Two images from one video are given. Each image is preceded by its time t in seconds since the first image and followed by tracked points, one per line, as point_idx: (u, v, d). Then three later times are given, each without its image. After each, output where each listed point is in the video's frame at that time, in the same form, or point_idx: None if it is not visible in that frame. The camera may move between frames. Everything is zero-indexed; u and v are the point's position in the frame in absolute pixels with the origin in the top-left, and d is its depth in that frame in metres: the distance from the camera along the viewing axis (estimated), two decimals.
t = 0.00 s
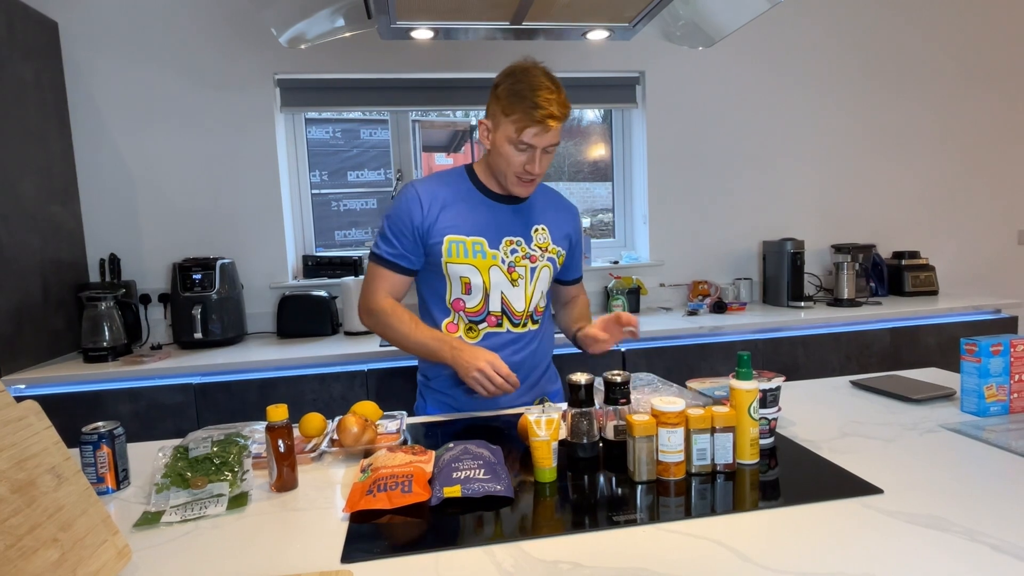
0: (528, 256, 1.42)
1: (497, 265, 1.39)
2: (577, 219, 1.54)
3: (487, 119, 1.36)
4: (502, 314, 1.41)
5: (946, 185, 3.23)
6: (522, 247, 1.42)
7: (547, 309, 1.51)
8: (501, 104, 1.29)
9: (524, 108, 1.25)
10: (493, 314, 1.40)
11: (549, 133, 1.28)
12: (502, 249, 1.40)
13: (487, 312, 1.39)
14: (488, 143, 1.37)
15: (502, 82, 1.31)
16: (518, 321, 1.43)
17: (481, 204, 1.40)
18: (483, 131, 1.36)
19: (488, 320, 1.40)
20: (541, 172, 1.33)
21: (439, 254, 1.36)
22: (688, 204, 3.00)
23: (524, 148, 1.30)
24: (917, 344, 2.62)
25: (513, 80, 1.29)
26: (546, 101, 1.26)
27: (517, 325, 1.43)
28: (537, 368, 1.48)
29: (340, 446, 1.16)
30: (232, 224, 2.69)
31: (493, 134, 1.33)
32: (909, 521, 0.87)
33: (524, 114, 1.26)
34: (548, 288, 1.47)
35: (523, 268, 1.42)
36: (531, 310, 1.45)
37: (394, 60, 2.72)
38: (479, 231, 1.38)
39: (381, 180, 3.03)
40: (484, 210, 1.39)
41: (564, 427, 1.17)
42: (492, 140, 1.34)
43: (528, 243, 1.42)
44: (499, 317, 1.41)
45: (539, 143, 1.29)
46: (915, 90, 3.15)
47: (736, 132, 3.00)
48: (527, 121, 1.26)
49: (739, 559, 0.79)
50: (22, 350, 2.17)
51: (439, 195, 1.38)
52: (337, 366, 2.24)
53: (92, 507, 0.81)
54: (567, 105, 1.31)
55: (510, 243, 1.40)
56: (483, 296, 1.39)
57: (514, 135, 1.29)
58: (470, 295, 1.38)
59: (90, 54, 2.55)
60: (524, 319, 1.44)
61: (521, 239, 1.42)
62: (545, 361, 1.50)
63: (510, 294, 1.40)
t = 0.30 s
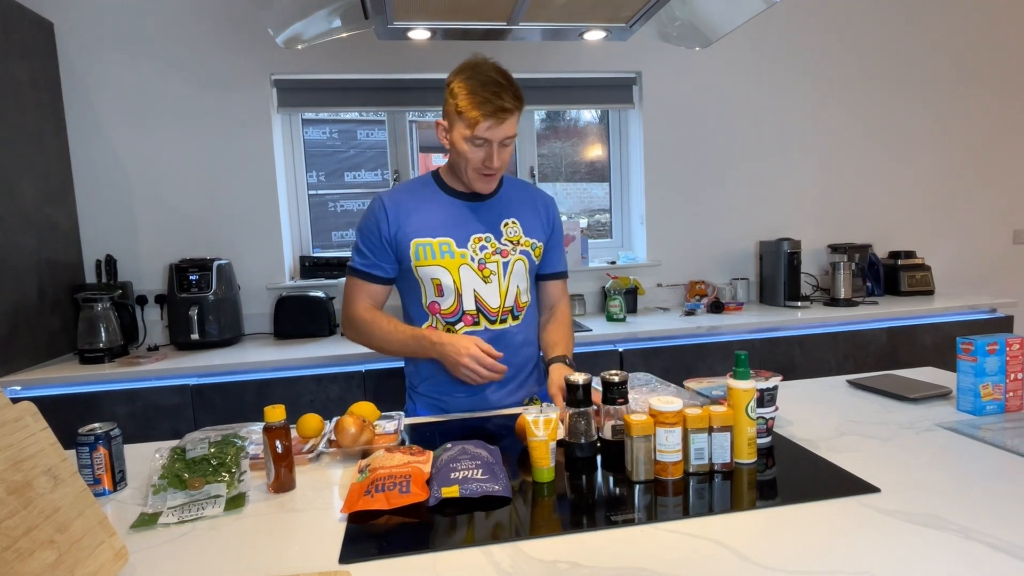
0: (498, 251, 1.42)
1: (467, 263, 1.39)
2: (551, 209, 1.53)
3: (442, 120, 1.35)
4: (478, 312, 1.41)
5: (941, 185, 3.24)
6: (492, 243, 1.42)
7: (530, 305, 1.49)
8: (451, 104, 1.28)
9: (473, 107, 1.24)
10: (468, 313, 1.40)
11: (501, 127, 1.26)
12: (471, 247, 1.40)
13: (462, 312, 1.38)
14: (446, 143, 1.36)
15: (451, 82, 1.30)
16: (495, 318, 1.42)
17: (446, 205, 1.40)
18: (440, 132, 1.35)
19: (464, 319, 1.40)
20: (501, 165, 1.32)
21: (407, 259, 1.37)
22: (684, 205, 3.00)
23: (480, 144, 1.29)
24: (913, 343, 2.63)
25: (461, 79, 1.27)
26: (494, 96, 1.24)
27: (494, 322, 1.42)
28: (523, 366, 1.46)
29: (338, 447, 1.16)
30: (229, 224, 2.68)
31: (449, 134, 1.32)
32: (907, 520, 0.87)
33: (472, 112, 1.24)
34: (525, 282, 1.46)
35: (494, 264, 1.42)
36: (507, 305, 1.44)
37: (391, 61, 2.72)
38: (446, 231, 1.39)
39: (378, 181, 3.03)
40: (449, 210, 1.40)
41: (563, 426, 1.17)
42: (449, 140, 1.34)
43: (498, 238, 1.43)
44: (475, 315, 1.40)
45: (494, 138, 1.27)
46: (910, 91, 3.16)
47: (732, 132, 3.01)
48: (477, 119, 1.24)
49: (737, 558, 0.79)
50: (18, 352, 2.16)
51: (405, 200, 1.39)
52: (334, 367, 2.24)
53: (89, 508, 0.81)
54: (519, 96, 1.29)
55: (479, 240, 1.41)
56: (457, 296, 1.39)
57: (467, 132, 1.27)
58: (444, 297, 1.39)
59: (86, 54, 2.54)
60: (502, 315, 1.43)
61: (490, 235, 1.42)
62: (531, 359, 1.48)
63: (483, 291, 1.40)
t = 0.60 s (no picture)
0: (482, 252, 1.42)
1: (451, 265, 1.39)
2: (533, 207, 1.53)
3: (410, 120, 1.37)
4: (464, 314, 1.41)
5: (939, 185, 3.24)
6: (475, 244, 1.42)
7: (516, 305, 1.50)
8: (411, 100, 1.29)
9: (429, 100, 1.25)
10: (454, 316, 1.40)
11: (459, 119, 1.26)
12: (455, 249, 1.40)
13: (448, 315, 1.39)
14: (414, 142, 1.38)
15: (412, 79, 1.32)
16: (481, 320, 1.43)
17: (427, 207, 1.40)
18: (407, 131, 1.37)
19: (451, 322, 1.40)
20: (465, 160, 1.32)
21: (391, 263, 1.36)
22: (683, 205, 3.00)
23: (441, 138, 1.30)
24: (911, 343, 2.64)
25: (420, 74, 1.29)
26: (449, 88, 1.25)
27: (480, 323, 1.43)
28: (510, 368, 1.47)
29: (336, 448, 1.16)
30: (227, 225, 2.68)
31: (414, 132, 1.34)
32: (906, 519, 0.87)
33: (428, 105, 1.25)
34: (509, 281, 1.47)
35: (478, 265, 1.42)
36: (492, 306, 1.44)
37: (389, 61, 2.71)
38: (429, 233, 1.38)
39: (376, 181, 3.02)
40: (430, 213, 1.40)
41: (562, 426, 1.16)
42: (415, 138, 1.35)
43: (481, 239, 1.43)
44: (461, 318, 1.41)
45: (454, 131, 1.28)
46: (907, 90, 3.17)
47: (730, 132, 3.01)
48: (433, 111, 1.25)
49: (737, 558, 0.79)
50: (15, 353, 2.15)
51: (385, 204, 1.38)
52: (332, 367, 2.23)
53: (85, 510, 0.81)
54: (479, 89, 1.29)
55: (462, 242, 1.41)
56: (442, 299, 1.39)
57: (427, 128, 1.29)
58: (429, 300, 1.38)
59: (83, 55, 2.53)
60: (488, 317, 1.44)
61: (473, 236, 1.42)
62: (517, 361, 1.49)
63: (468, 293, 1.41)
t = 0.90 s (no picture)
0: (478, 254, 1.43)
1: (448, 268, 1.39)
2: (524, 210, 1.55)
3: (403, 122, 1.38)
4: (461, 317, 1.41)
5: (938, 186, 3.24)
6: (471, 247, 1.42)
7: (510, 305, 1.51)
8: (406, 103, 1.29)
9: (423, 105, 1.26)
10: (452, 319, 1.40)
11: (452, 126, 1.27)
12: (451, 251, 1.40)
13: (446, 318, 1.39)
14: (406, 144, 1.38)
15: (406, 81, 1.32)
16: (479, 322, 1.43)
17: (422, 210, 1.40)
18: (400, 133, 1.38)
19: (448, 325, 1.40)
20: (457, 166, 1.33)
21: (388, 266, 1.36)
22: (683, 206, 3.00)
23: (434, 143, 1.30)
24: (911, 343, 2.63)
25: (414, 77, 1.29)
26: (444, 94, 1.26)
27: (477, 325, 1.43)
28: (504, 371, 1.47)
29: (336, 450, 1.15)
30: (227, 226, 2.68)
31: (407, 135, 1.35)
32: (905, 520, 0.87)
33: (422, 109, 1.26)
34: (504, 283, 1.48)
35: (474, 268, 1.42)
36: (490, 308, 1.45)
37: (390, 62, 2.71)
38: (425, 236, 1.38)
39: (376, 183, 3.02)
40: (426, 216, 1.40)
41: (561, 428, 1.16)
42: (408, 140, 1.35)
43: (476, 241, 1.43)
44: (459, 320, 1.41)
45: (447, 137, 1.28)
46: (907, 91, 3.17)
47: (730, 133, 3.01)
48: (427, 116, 1.26)
49: (737, 560, 0.79)
50: (15, 355, 2.15)
51: (380, 207, 1.37)
52: (332, 369, 2.23)
53: (85, 512, 0.81)
54: (474, 96, 1.30)
55: (458, 244, 1.41)
56: (440, 302, 1.39)
57: (420, 132, 1.29)
58: (427, 303, 1.38)
59: (83, 57, 2.54)
60: (485, 319, 1.44)
61: (468, 238, 1.42)
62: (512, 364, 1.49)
63: (466, 296, 1.41)
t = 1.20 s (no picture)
0: (482, 255, 1.44)
1: (455, 268, 1.40)
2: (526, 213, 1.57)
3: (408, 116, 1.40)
4: (466, 318, 1.41)
5: (938, 186, 3.24)
6: (476, 247, 1.43)
7: (513, 306, 1.51)
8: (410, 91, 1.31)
9: (424, 93, 1.27)
10: (458, 319, 1.40)
11: (452, 116, 1.28)
12: (457, 251, 1.41)
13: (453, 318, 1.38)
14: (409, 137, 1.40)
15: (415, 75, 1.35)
16: (484, 323, 1.43)
17: (428, 211, 1.41)
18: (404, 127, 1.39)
19: (454, 326, 1.40)
20: (453, 159, 1.33)
21: (396, 266, 1.36)
22: (683, 206, 3.00)
23: (432, 133, 1.31)
24: (911, 343, 2.63)
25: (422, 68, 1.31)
26: (447, 84, 1.27)
27: (483, 326, 1.43)
28: (507, 372, 1.46)
29: (336, 451, 1.16)
30: (227, 228, 2.68)
31: (409, 127, 1.36)
32: (905, 520, 0.87)
33: (423, 97, 1.27)
34: (509, 284, 1.49)
35: (479, 268, 1.43)
36: (495, 309, 1.45)
37: (390, 64, 2.71)
38: (432, 236, 1.39)
39: (376, 184, 3.02)
40: (433, 216, 1.41)
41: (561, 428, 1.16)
42: (409, 131, 1.37)
43: (481, 241, 1.44)
44: (465, 321, 1.41)
45: (445, 127, 1.29)
46: (907, 91, 3.17)
47: (730, 134, 3.01)
48: (427, 104, 1.27)
49: (737, 560, 0.79)
50: (15, 357, 2.16)
51: (388, 207, 1.38)
52: (333, 370, 2.23)
53: (84, 514, 0.80)
54: (478, 93, 1.31)
55: (463, 244, 1.42)
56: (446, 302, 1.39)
57: (419, 121, 1.30)
58: (432, 303, 1.38)
59: (83, 59, 2.54)
60: (491, 319, 1.44)
61: (473, 238, 1.44)
62: (515, 364, 1.49)
63: (472, 296, 1.41)
